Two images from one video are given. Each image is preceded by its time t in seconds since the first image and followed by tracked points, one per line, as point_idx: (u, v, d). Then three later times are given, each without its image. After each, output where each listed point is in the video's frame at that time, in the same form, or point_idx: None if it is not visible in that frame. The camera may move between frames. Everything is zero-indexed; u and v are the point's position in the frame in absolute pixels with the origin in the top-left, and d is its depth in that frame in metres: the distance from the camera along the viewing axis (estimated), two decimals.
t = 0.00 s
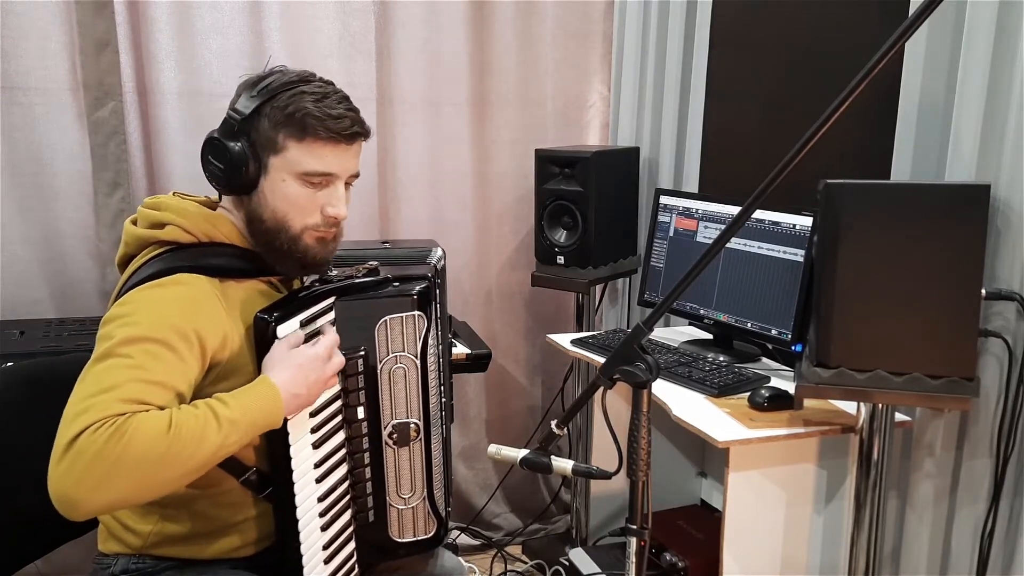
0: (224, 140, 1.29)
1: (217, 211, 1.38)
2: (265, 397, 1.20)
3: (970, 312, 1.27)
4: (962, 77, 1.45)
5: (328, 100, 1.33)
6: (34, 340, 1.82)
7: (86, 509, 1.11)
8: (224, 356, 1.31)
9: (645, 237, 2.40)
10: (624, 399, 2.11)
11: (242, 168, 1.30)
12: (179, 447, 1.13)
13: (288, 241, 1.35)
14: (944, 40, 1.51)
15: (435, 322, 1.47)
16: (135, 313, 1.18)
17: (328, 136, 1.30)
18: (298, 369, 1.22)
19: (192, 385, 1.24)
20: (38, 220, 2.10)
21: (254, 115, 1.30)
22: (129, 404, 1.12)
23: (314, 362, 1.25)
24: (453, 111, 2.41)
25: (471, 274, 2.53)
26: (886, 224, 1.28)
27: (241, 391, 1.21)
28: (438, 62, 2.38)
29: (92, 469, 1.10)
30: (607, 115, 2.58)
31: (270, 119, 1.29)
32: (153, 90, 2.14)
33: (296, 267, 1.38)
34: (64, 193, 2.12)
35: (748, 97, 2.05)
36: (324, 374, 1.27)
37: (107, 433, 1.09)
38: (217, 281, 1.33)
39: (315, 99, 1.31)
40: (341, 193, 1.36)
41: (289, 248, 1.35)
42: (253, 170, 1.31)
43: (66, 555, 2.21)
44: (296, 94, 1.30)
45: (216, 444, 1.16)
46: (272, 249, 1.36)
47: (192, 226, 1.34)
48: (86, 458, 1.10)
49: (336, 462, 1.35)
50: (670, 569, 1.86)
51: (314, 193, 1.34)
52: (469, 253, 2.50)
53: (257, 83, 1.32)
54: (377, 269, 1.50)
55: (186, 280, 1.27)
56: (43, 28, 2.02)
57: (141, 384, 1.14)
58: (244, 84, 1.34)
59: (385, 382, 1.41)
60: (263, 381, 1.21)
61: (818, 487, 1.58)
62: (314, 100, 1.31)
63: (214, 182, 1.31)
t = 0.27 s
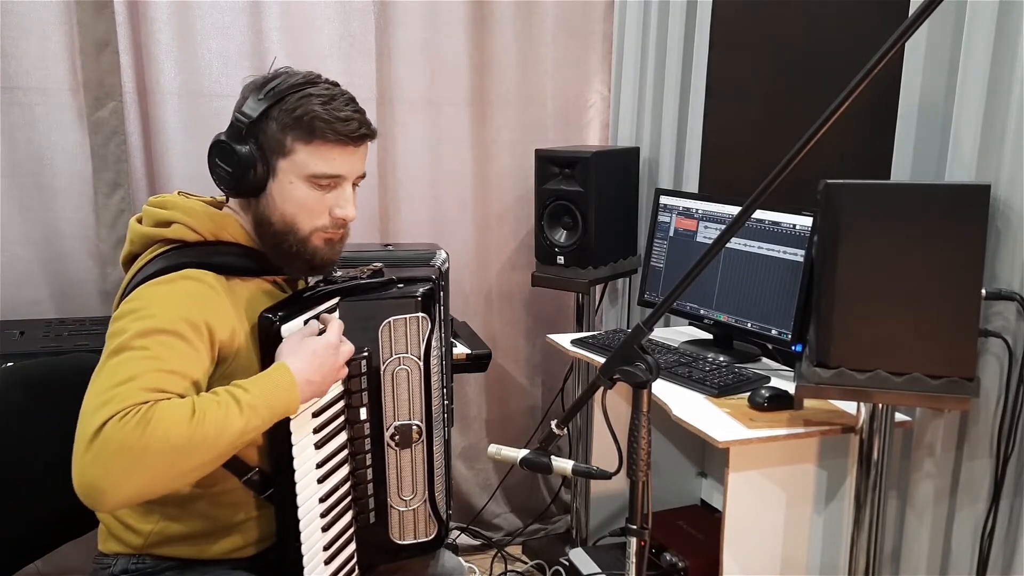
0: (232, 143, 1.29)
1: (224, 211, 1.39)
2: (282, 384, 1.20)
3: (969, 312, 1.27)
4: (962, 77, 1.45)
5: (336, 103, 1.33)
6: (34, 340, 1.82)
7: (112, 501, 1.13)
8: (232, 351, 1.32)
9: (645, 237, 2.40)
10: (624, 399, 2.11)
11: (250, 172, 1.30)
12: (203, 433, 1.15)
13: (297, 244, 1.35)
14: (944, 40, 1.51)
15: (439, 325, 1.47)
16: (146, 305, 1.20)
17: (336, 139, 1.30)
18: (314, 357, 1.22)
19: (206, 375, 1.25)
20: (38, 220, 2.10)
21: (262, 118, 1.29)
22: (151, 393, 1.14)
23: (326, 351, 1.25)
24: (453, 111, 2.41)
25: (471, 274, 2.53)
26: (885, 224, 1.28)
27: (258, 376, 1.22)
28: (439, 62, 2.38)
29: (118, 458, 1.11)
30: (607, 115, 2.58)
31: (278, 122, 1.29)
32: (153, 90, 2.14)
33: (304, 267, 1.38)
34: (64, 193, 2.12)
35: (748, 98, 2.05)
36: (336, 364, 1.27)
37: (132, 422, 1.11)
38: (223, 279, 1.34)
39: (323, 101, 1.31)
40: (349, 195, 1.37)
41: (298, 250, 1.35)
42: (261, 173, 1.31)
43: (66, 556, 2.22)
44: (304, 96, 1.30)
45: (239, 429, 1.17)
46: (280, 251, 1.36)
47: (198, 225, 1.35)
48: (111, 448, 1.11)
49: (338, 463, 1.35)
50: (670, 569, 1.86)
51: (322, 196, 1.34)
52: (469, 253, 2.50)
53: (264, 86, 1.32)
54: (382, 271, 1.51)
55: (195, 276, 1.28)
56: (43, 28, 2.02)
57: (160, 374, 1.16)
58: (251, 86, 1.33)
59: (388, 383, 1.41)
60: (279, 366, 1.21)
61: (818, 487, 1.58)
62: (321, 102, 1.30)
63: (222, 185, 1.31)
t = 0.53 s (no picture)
0: (239, 145, 1.29)
1: (231, 210, 1.39)
2: (297, 376, 1.21)
3: (969, 312, 1.27)
4: (962, 77, 1.45)
5: (342, 104, 1.33)
6: (34, 340, 1.82)
7: (132, 488, 1.13)
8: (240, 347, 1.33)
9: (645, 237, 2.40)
10: (624, 399, 2.11)
11: (257, 173, 1.30)
12: (223, 417, 1.16)
13: (304, 245, 1.35)
14: (944, 40, 1.51)
15: (445, 327, 1.46)
16: (158, 298, 1.21)
17: (343, 140, 1.30)
18: (326, 351, 1.24)
19: (218, 367, 1.27)
20: (39, 220, 2.10)
21: (268, 120, 1.29)
22: (170, 380, 1.15)
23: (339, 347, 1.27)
24: (453, 111, 2.41)
25: (471, 274, 2.53)
26: (885, 224, 1.28)
27: (273, 365, 1.23)
28: (439, 62, 2.38)
29: (141, 443, 1.12)
30: (608, 115, 2.58)
31: (285, 124, 1.29)
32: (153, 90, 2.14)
33: (309, 267, 1.37)
34: (64, 193, 2.12)
35: (748, 98, 2.05)
36: (348, 363, 1.28)
37: (154, 406, 1.12)
38: (230, 277, 1.34)
39: (329, 102, 1.31)
40: (355, 196, 1.37)
41: (305, 252, 1.35)
42: (268, 174, 1.31)
43: (66, 556, 2.22)
44: (310, 98, 1.30)
45: (259, 415, 1.17)
46: (287, 252, 1.36)
47: (205, 223, 1.35)
48: (134, 433, 1.11)
49: (341, 463, 1.36)
50: (670, 569, 1.87)
51: (329, 197, 1.34)
52: (469, 253, 2.50)
53: (270, 88, 1.32)
54: (389, 273, 1.50)
55: (205, 272, 1.29)
56: (43, 28, 2.02)
57: (178, 362, 1.17)
58: (257, 89, 1.33)
59: (392, 384, 1.41)
60: (292, 357, 1.22)
61: (818, 487, 1.58)
62: (328, 104, 1.31)
63: (229, 187, 1.31)
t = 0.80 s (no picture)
0: (240, 139, 1.30)
1: (239, 210, 1.39)
2: (302, 378, 1.21)
3: (969, 312, 1.27)
4: (962, 77, 1.45)
5: (345, 102, 1.33)
6: (34, 340, 1.82)
7: (136, 482, 1.13)
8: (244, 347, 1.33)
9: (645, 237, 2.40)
10: (624, 400, 2.11)
11: (256, 167, 1.30)
12: (228, 414, 1.16)
13: (300, 242, 1.34)
14: (944, 40, 1.51)
15: (451, 331, 1.45)
16: (166, 294, 1.22)
17: (341, 137, 1.30)
18: (332, 355, 1.24)
19: (223, 365, 1.27)
20: (38, 220, 2.10)
21: (270, 115, 1.30)
22: (174, 375, 1.16)
23: (346, 354, 1.27)
24: (453, 111, 2.41)
25: (471, 274, 2.53)
26: (885, 224, 1.28)
27: (279, 364, 1.23)
28: (439, 62, 2.38)
29: (145, 438, 1.12)
30: (608, 115, 2.58)
31: (285, 119, 1.30)
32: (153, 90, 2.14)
33: (307, 267, 1.37)
34: (64, 193, 2.11)
35: (748, 98, 2.06)
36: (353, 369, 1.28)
37: (159, 400, 1.12)
38: (237, 276, 1.34)
39: (331, 100, 1.31)
40: (354, 195, 1.35)
41: (300, 249, 1.34)
42: (267, 169, 1.31)
43: (66, 556, 2.21)
44: (312, 94, 1.31)
45: (263, 412, 1.18)
46: (283, 249, 1.35)
47: (212, 222, 1.35)
48: (139, 427, 1.12)
49: (345, 466, 1.36)
50: (670, 569, 1.87)
51: (327, 195, 1.34)
52: (469, 253, 2.50)
53: (277, 85, 1.33)
54: (395, 276, 1.49)
55: (212, 270, 1.29)
56: (43, 28, 2.02)
57: (183, 357, 1.18)
58: (266, 86, 1.35)
59: (397, 387, 1.40)
60: (297, 357, 1.22)
61: (818, 488, 1.58)
62: (329, 101, 1.31)
63: (231, 181, 1.33)
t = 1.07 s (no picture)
0: (248, 142, 1.30)
1: (244, 210, 1.39)
2: (303, 378, 1.21)
3: (969, 312, 1.27)
4: (962, 77, 1.45)
5: (352, 104, 1.33)
6: (34, 340, 1.82)
7: (132, 479, 1.13)
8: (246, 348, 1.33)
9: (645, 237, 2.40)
10: (624, 399, 2.11)
11: (265, 170, 1.31)
12: (225, 413, 1.16)
13: (309, 244, 1.34)
14: (944, 40, 1.51)
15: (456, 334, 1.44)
16: (169, 292, 1.22)
17: (350, 139, 1.30)
18: (333, 358, 1.24)
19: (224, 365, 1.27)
20: (39, 220, 2.10)
21: (278, 118, 1.30)
22: (173, 373, 1.16)
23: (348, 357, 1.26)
24: (454, 111, 2.41)
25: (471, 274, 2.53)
26: (885, 224, 1.28)
27: (279, 365, 1.23)
28: (439, 62, 2.38)
29: (141, 434, 1.12)
30: (608, 115, 2.58)
31: (293, 122, 1.30)
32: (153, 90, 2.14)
33: (315, 269, 1.37)
34: (64, 193, 2.11)
35: (748, 98, 2.05)
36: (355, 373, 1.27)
37: (156, 397, 1.12)
38: (241, 276, 1.34)
39: (338, 102, 1.31)
40: (362, 196, 1.36)
41: (310, 251, 1.35)
42: (276, 171, 1.31)
43: (66, 556, 2.21)
44: (320, 97, 1.31)
45: (261, 412, 1.18)
46: (292, 250, 1.35)
47: (217, 222, 1.35)
48: (135, 423, 1.12)
49: (347, 467, 1.36)
50: (670, 569, 1.87)
51: (335, 196, 1.34)
52: (469, 252, 2.50)
53: (282, 88, 1.33)
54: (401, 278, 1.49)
55: (215, 270, 1.29)
56: (42, 28, 2.02)
57: (182, 356, 1.18)
58: (272, 89, 1.35)
59: (400, 391, 1.40)
60: (298, 359, 1.22)
61: (818, 488, 1.58)
62: (337, 103, 1.31)
63: (239, 184, 1.33)
